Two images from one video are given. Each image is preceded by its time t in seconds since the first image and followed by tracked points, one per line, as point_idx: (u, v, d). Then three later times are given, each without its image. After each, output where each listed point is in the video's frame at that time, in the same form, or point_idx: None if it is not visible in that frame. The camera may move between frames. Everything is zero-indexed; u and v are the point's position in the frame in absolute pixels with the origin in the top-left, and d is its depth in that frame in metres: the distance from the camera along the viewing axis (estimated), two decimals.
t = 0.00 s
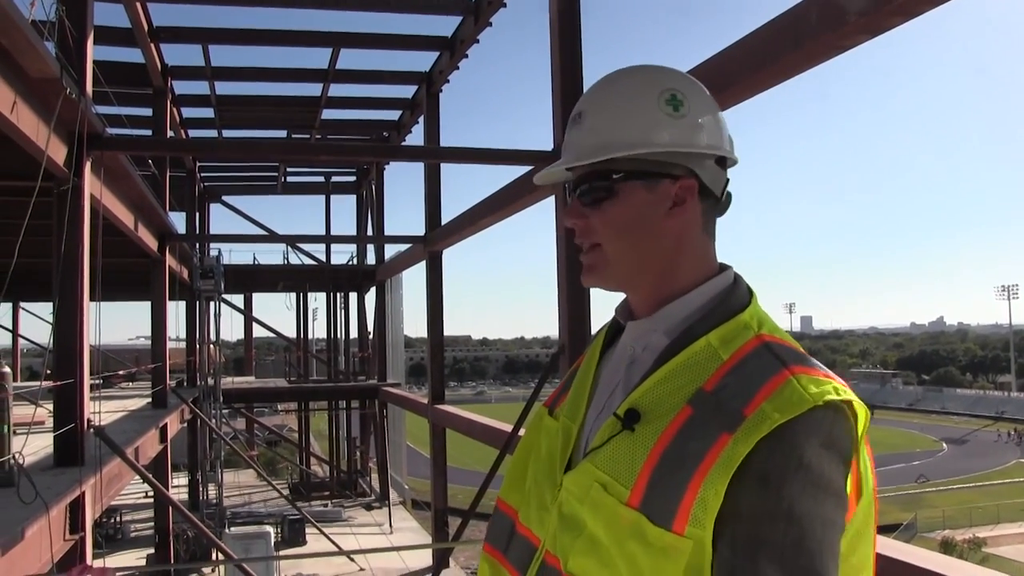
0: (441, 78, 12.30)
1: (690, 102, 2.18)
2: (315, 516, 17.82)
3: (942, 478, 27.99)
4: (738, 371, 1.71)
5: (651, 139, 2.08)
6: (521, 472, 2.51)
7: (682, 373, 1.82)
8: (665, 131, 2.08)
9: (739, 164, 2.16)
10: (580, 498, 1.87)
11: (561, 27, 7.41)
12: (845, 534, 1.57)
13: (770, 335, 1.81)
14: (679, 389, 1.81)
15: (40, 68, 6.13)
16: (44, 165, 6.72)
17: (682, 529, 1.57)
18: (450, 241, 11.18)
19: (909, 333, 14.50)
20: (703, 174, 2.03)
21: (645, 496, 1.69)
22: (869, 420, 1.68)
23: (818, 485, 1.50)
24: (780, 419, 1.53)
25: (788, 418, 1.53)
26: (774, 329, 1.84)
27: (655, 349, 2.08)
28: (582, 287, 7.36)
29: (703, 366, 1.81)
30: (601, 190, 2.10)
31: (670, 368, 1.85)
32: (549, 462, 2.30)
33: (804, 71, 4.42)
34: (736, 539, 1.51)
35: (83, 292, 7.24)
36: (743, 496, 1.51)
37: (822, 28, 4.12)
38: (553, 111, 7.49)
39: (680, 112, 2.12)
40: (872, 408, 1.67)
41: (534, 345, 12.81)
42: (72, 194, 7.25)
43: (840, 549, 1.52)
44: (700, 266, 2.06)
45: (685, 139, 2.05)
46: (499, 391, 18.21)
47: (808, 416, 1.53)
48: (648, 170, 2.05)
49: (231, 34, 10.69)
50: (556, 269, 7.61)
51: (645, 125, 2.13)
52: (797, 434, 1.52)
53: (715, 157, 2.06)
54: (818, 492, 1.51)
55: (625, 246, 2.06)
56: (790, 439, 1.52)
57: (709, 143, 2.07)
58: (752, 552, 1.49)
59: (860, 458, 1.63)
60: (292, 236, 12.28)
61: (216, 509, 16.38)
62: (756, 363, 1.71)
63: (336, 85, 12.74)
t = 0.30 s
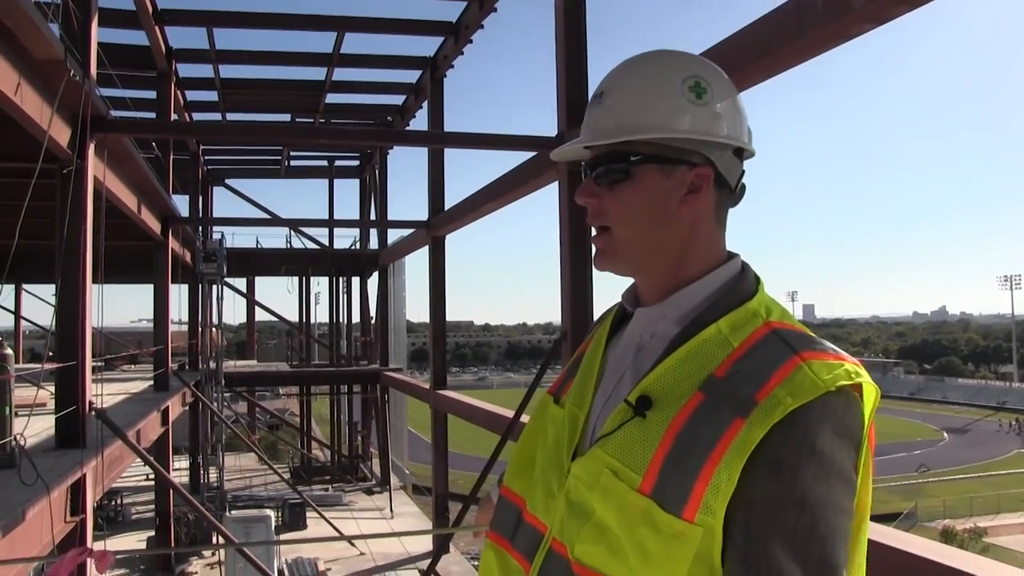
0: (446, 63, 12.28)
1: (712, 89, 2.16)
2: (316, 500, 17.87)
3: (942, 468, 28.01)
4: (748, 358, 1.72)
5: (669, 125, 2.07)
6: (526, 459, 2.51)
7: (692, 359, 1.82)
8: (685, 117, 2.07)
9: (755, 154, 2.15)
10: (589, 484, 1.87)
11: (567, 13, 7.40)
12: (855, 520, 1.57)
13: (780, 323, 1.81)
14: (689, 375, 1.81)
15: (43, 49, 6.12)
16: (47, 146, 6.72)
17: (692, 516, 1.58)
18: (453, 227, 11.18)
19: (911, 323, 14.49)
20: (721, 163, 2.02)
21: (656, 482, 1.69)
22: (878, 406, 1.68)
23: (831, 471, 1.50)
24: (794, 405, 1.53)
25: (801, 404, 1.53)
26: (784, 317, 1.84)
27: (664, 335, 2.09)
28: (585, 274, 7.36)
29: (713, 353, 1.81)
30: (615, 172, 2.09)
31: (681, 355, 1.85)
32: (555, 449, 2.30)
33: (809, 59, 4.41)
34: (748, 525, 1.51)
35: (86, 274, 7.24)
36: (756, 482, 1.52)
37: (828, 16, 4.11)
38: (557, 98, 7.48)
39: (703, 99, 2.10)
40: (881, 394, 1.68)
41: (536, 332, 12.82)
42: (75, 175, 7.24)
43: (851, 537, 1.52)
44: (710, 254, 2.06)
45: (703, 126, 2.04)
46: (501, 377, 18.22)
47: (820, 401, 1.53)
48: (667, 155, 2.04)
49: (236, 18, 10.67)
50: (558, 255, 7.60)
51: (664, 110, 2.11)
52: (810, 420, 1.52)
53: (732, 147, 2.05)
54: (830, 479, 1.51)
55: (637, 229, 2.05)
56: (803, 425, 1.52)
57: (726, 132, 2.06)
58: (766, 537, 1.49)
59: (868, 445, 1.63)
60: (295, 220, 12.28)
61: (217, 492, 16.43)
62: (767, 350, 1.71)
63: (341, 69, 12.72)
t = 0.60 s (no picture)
0: (445, 56, 12.26)
1: (722, 82, 2.13)
2: (315, 493, 17.88)
3: (941, 461, 28.03)
4: (754, 353, 1.71)
5: (675, 120, 2.06)
6: (531, 452, 2.51)
7: (697, 353, 1.82)
8: (690, 112, 2.04)
9: (769, 148, 2.11)
10: (594, 476, 1.88)
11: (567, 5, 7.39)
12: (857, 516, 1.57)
13: (784, 318, 1.81)
14: (695, 370, 1.81)
15: (41, 42, 6.10)
16: (46, 139, 6.71)
17: (696, 509, 1.58)
18: (453, 220, 11.17)
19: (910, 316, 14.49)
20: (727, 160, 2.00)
21: (661, 476, 1.69)
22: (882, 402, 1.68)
23: (834, 466, 1.50)
24: (798, 398, 1.53)
25: (806, 398, 1.53)
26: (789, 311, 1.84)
27: (669, 328, 2.09)
28: (584, 267, 7.36)
29: (718, 347, 1.81)
30: (621, 166, 2.09)
31: (686, 349, 1.85)
32: (561, 442, 2.30)
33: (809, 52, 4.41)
34: (752, 518, 1.51)
35: (85, 267, 7.23)
36: (760, 475, 1.52)
37: (829, 9, 4.11)
38: (557, 91, 7.48)
39: (711, 94, 2.06)
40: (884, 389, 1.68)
41: (535, 324, 12.82)
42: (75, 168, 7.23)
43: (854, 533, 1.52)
44: (717, 248, 2.05)
45: (709, 122, 2.01)
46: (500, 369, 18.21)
47: (824, 397, 1.53)
48: (671, 151, 2.03)
49: (235, 10, 10.65)
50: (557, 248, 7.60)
51: (672, 104, 2.09)
52: (815, 415, 1.51)
53: (738, 142, 2.02)
54: (834, 472, 1.50)
55: (639, 224, 2.06)
56: (806, 419, 1.51)
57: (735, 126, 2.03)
58: (769, 530, 1.48)
59: (872, 441, 1.62)
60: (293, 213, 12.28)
61: (216, 486, 16.43)
62: (773, 345, 1.71)
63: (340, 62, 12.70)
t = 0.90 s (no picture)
0: (445, 52, 12.25)
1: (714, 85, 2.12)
2: (312, 490, 17.88)
3: (938, 460, 28.04)
4: (749, 353, 1.71)
5: (656, 127, 2.09)
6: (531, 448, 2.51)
7: (693, 353, 1.82)
8: (666, 116, 2.08)
9: (770, 152, 2.03)
10: (588, 473, 1.88)
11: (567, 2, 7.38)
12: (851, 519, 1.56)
13: (781, 318, 1.80)
14: (691, 369, 1.80)
15: (40, 36, 6.09)
16: (45, 133, 6.70)
17: (687, 509, 1.58)
18: (451, 216, 11.17)
19: (908, 315, 14.49)
20: (701, 166, 1.99)
21: (652, 474, 1.69)
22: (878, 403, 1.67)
23: (828, 468, 1.50)
24: (792, 399, 1.53)
25: (799, 399, 1.53)
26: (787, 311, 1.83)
27: (665, 328, 2.10)
28: (582, 264, 7.36)
29: (714, 347, 1.81)
30: (609, 164, 2.17)
31: (682, 348, 1.85)
32: (559, 439, 2.30)
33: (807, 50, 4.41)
34: (744, 519, 1.50)
35: (82, 262, 7.20)
36: (752, 477, 1.51)
37: (827, 8, 4.11)
38: (556, 88, 7.47)
39: (689, 99, 2.07)
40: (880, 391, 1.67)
41: (534, 321, 12.81)
42: (72, 162, 7.22)
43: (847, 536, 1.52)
44: (705, 252, 2.03)
45: (680, 127, 2.04)
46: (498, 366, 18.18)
47: (819, 398, 1.52)
48: (649, 153, 2.08)
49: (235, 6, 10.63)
50: (556, 245, 7.60)
51: (654, 108, 2.14)
52: (809, 417, 1.51)
53: (717, 150, 1.99)
54: (827, 474, 1.50)
55: (621, 223, 2.14)
56: (800, 420, 1.51)
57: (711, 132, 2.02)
58: (761, 531, 1.48)
59: (869, 443, 1.62)
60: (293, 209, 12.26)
61: (212, 481, 16.43)
62: (769, 345, 1.70)
63: (340, 57, 12.68)
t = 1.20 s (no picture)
0: (440, 56, 12.25)
1: (688, 97, 2.12)
2: (308, 494, 17.86)
3: (934, 462, 28.06)
4: (738, 360, 1.69)
5: (633, 138, 2.13)
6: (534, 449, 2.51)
7: (682, 359, 1.81)
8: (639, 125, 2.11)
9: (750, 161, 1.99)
10: (580, 478, 1.87)
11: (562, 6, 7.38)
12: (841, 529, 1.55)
13: (771, 324, 1.79)
14: (679, 376, 1.79)
15: (36, 39, 6.07)
16: (41, 137, 6.69)
17: (675, 516, 1.57)
18: (446, 219, 11.17)
19: (903, 316, 14.50)
20: (666, 174, 2.00)
21: (639, 481, 1.68)
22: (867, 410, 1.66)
23: (815, 477, 1.48)
24: (775, 409, 1.51)
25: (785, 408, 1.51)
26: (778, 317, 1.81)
27: (657, 336, 2.09)
28: (578, 267, 7.34)
29: (703, 354, 1.79)
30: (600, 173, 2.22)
31: (674, 354, 1.83)
32: (557, 443, 2.29)
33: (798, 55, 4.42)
34: (728, 528, 1.49)
35: (78, 265, 7.19)
36: (737, 485, 1.50)
37: (820, 10, 4.11)
38: (551, 91, 7.46)
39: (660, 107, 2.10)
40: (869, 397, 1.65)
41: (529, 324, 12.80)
42: (68, 166, 7.21)
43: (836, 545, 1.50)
44: (684, 261, 2.02)
45: (649, 140, 2.07)
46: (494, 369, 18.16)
47: (805, 407, 1.50)
48: (627, 162, 2.11)
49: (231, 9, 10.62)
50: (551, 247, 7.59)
51: (631, 120, 2.18)
52: (794, 426, 1.49)
53: (682, 160, 1.99)
54: (814, 485, 1.49)
55: (608, 230, 2.17)
56: (786, 429, 1.49)
57: (673, 143, 2.03)
58: (744, 541, 1.46)
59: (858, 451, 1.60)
60: (289, 213, 12.25)
61: (208, 486, 16.41)
62: (757, 352, 1.68)
63: (336, 61, 12.67)
